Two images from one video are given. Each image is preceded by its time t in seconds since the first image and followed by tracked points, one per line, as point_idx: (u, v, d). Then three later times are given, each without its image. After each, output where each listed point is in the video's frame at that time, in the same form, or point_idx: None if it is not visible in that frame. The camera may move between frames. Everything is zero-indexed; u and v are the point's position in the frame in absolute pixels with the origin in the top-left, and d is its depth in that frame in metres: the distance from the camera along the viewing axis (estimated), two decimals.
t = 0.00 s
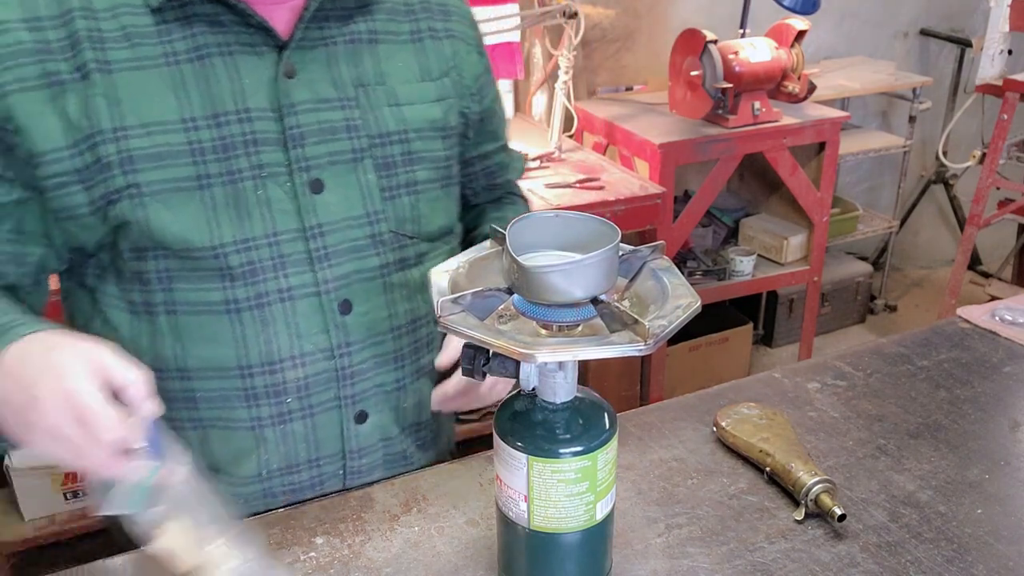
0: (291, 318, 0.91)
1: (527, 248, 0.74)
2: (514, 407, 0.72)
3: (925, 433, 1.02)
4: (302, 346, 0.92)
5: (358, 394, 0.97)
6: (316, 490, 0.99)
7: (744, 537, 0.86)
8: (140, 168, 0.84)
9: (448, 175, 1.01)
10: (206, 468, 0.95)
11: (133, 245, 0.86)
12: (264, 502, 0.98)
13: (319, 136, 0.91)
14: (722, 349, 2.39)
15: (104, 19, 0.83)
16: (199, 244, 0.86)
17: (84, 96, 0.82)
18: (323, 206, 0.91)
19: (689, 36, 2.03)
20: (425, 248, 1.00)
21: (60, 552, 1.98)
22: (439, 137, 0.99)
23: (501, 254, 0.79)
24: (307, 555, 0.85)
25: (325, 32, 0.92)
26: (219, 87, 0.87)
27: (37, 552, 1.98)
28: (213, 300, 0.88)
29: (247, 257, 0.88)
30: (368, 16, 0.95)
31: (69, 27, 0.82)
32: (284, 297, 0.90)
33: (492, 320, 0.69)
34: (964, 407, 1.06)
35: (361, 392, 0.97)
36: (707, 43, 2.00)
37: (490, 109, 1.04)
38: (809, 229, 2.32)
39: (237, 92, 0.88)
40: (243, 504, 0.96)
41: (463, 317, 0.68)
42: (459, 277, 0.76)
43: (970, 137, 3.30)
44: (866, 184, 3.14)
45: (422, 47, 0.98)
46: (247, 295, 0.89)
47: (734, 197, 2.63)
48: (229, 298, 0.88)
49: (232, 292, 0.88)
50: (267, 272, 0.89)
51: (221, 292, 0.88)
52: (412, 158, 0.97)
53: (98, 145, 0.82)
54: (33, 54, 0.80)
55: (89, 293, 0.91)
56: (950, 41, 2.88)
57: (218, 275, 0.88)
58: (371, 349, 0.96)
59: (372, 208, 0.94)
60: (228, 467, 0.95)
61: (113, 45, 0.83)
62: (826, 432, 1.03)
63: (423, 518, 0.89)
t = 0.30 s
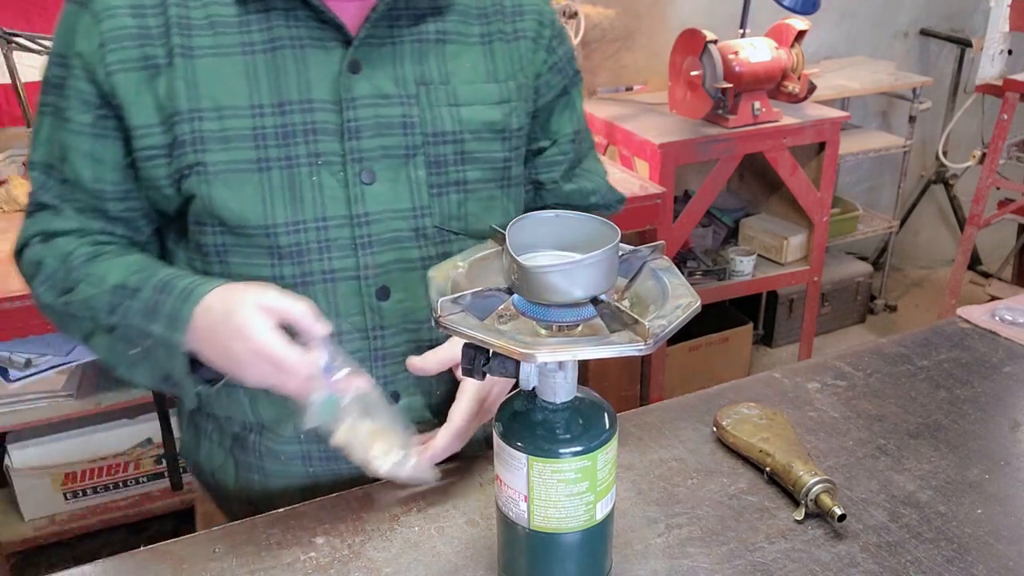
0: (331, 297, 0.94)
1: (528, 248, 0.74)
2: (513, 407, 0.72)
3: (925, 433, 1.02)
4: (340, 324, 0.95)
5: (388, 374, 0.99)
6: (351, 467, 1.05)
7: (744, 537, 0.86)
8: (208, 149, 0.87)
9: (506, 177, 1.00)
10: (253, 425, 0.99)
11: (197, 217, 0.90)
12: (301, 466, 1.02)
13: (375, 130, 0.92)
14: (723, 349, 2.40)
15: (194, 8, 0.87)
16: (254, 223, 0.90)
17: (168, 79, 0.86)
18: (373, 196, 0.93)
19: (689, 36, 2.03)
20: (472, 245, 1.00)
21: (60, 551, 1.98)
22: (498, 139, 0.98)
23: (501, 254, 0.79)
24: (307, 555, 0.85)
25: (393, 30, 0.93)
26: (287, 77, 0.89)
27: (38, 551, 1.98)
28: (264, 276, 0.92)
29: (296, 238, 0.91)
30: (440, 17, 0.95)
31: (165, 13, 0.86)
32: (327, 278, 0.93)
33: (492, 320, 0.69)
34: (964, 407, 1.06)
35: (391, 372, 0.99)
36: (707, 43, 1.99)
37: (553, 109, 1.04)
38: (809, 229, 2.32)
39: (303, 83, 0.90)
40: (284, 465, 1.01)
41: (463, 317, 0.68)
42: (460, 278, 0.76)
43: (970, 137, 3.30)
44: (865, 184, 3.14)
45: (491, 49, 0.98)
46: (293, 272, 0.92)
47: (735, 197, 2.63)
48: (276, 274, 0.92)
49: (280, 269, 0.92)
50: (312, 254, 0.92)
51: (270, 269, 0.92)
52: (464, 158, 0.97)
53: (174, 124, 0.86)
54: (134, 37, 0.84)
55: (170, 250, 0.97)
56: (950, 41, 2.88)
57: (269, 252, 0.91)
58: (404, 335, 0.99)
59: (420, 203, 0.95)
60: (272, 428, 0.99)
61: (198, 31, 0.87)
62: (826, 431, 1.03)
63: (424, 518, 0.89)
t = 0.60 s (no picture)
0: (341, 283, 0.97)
1: (527, 248, 0.73)
2: (513, 407, 0.72)
3: (925, 433, 1.02)
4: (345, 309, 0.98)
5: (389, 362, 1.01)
6: (352, 457, 1.06)
7: (744, 537, 0.86)
8: (241, 132, 0.91)
9: (526, 184, 1.00)
10: (265, 396, 1.03)
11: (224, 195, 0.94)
12: (304, 444, 1.04)
13: (399, 128, 0.94)
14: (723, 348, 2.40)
15: None
16: (275, 206, 0.93)
17: (212, 64, 0.90)
18: (391, 190, 0.95)
19: (689, 35, 2.03)
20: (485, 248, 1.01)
21: (60, 551, 1.98)
22: (522, 147, 0.99)
23: (501, 254, 0.79)
24: (308, 555, 0.85)
25: (430, 33, 0.94)
26: (323, 69, 0.92)
27: (38, 551, 1.97)
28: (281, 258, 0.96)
29: (313, 223, 0.94)
30: (478, 24, 0.96)
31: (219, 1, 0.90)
32: (340, 264, 0.96)
33: (492, 320, 0.69)
34: (964, 407, 1.07)
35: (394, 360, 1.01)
36: (707, 43, 1.99)
37: (583, 119, 1.04)
38: (809, 229, 2.32)
39: (336, 76, 0.92)
40: (287, 439, 1.04)
41: (463, 317, 0.68)
42: (460, 278, 0.76)
43: (970, 137, 3.30)
44: (865, 184, 3.14)
45: (526, 59, 0.98)
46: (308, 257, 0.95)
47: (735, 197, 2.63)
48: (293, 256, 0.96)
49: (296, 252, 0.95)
50: (328, 241, 0.95)
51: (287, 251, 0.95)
52: (485, 162, 0.98)
53: (213, 106, 0.90)
54: (188, 22, 0.89)
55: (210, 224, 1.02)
56: (950, 41, 2.88)
57: (286, 234, 0.95)
58: (409, 327, 1.00)
59: (437, 202, 0.97)
60: (281, 401, 1.02)
61: (245, 20, 0.90)
62: (826, 432, 1.03)
63: (424, 519, 0.89)
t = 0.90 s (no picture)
0: (355, 277, 0.98)
1: (527, 248, 0.73)
2: (513, 408, 0.72)
3: (925, 433, 1.02)
4: (360, 303, 0.99)
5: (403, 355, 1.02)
6: (363, 450, 1.07)
7: (744, 537, 0.86)
8: (258, 128, 0.91)
9: (536, 179, 1.02)
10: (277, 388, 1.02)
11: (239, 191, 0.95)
12: (316, 434, 1.04)
13: (413, 124, 0.95)
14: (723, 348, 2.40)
15: None
16: (291, 200, 0.94)
17: (229, 60, 0.91)
18: (406, 184, 0.96)
19: (689, 36, 2.03)
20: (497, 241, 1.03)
21: (60, 551, 1.98)
22: (532, 142, 1.00)
23: (501, 254, 0.79)
24: (307, 555, 0.85)
25: (443, 32, 0.96)
26: (339, 66, 0.93)
27: (37, 551, 1.98)
28: (295, 252, 0.96)
29: (329, 217, 0.95)
30: (490, 23, 0.98)
31: None
32: (354, 258, 0.97)
33: (492, 320, 0.69)
34: (964, 407, 1.07)
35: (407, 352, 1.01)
36: (707, 43, 1.99)
37: (588, 116, 1.06)
38: (809, 228, 2.32)
39: (352, 73, 0.93)
40: (301, 427, 1.04)
41: (463, 317, 0.68)
42: (460, 278, 0.76)
43: (970, 137, 3.30)
44: (865, 184, 3.14)
45: (535, 57, 1.00)
46: (323, 250, 0.96)
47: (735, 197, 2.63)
48: (307, 251, 0.96)
49: (311, 246, 0.96)
50: (342, 235, 0.96)
51: (302, 245, 0.96)
52: (497, 158, 1.00)
53: (230, 102, 0.91)
54: (205, 19, 0.89)
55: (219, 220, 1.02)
56: (950, 41, 2.88)
57: (302, 230, 0.95)
58: (423, 319, 1.01)
59: (449, 197, 0.98)
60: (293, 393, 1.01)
61: (261, 17, 0.91)
62: (826, 432, 1.03)
63: (424, 518, 0.89)
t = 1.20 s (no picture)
0: (353, 283, 0.98)
1: (527, 248, 0.73)
2: (513, 408, 0.72)
3: (925, 433, 1.02)
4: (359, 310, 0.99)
5: (402, 360, 1.02)
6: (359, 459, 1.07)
7: (744, 537, 0.86)
8: (250, 133, 0.90)
9: (530, 181, 1.03)
10: (271, 399, 1.02)
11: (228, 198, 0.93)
12: (313, 444, 1.05)
13: (408, 127, 0.95)
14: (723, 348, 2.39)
15: None
16: (286, 207, 0.93)
17: (218, 63, 0.89)
18: (401, 188, 0.96)
19: (689, 36, 2.03)
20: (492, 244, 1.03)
21: (60, 551, 1.98)
22: (525, 144, 1.01)
23: (501, 254, 0.79)
24: (308, 555, 0.85)
25: (435, 34, 0.95)
26: (331, 69, 0.92)
27: (37, 551, 1.97)
28: (290, 259, 0.95)
29: (325, 223, 0.94)
30: (480, 25, 0.98)
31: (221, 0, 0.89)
32: (351, 264, 0.97)
33: (492, 320, 0.69)
34: (964, 407, 1.06)
35: (404, 358, 1.02)
36: (707, 43, 1.99)
37: (573, 116, 1.06)
38: (809, 229, 2.32)
39: (345, 76, 0.93)
40: (296, 439, 1.04)
41: (463, 317, 0.68)
42: (460, 278, 0.76)
43: (970, 137, 3.30)
44: (865, 184, 3.14)
45: (524, 58, 1.00)
46: (319, 257, 0.96)
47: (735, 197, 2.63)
48: (303, 258, 0.96)
49: (306, 253, 0.95)
50: (339, 241, 0.96)
51: (297, 252, 0.95)
52: (491, 160, 1.00)
53: (220, 105, 0.89)
54: (192, 21, 0.88)
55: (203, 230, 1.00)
56: (950, 41, 2.88)
57: (297, 236, 0.95)
58: (421, 323, 1.01)
59: (445, 200, 0.98)
60: (289, 402, 1.01)
61: (249, 20, 0.90)
62: (826, 432, 1.03)
63: (424, 519, 0.89)
